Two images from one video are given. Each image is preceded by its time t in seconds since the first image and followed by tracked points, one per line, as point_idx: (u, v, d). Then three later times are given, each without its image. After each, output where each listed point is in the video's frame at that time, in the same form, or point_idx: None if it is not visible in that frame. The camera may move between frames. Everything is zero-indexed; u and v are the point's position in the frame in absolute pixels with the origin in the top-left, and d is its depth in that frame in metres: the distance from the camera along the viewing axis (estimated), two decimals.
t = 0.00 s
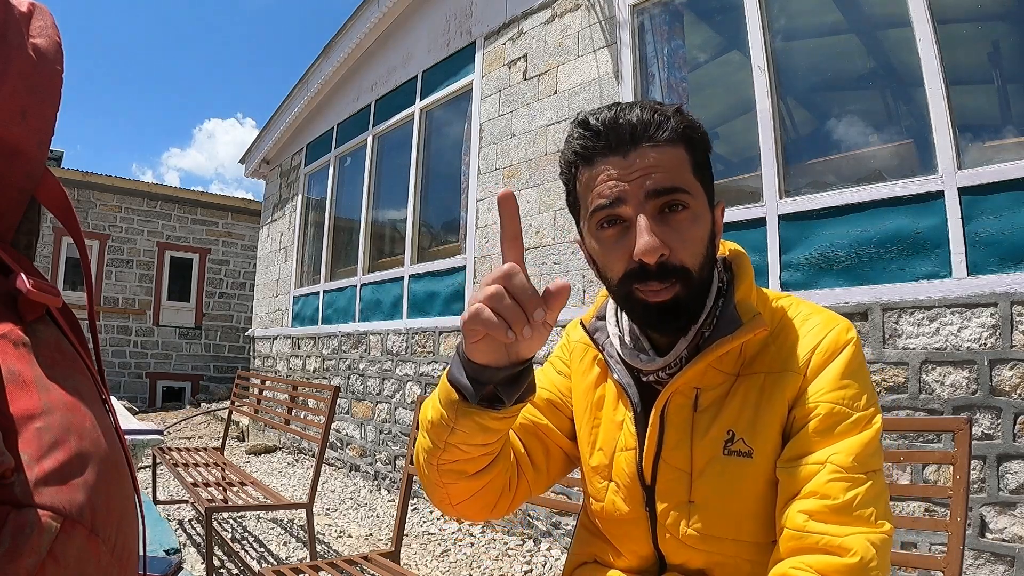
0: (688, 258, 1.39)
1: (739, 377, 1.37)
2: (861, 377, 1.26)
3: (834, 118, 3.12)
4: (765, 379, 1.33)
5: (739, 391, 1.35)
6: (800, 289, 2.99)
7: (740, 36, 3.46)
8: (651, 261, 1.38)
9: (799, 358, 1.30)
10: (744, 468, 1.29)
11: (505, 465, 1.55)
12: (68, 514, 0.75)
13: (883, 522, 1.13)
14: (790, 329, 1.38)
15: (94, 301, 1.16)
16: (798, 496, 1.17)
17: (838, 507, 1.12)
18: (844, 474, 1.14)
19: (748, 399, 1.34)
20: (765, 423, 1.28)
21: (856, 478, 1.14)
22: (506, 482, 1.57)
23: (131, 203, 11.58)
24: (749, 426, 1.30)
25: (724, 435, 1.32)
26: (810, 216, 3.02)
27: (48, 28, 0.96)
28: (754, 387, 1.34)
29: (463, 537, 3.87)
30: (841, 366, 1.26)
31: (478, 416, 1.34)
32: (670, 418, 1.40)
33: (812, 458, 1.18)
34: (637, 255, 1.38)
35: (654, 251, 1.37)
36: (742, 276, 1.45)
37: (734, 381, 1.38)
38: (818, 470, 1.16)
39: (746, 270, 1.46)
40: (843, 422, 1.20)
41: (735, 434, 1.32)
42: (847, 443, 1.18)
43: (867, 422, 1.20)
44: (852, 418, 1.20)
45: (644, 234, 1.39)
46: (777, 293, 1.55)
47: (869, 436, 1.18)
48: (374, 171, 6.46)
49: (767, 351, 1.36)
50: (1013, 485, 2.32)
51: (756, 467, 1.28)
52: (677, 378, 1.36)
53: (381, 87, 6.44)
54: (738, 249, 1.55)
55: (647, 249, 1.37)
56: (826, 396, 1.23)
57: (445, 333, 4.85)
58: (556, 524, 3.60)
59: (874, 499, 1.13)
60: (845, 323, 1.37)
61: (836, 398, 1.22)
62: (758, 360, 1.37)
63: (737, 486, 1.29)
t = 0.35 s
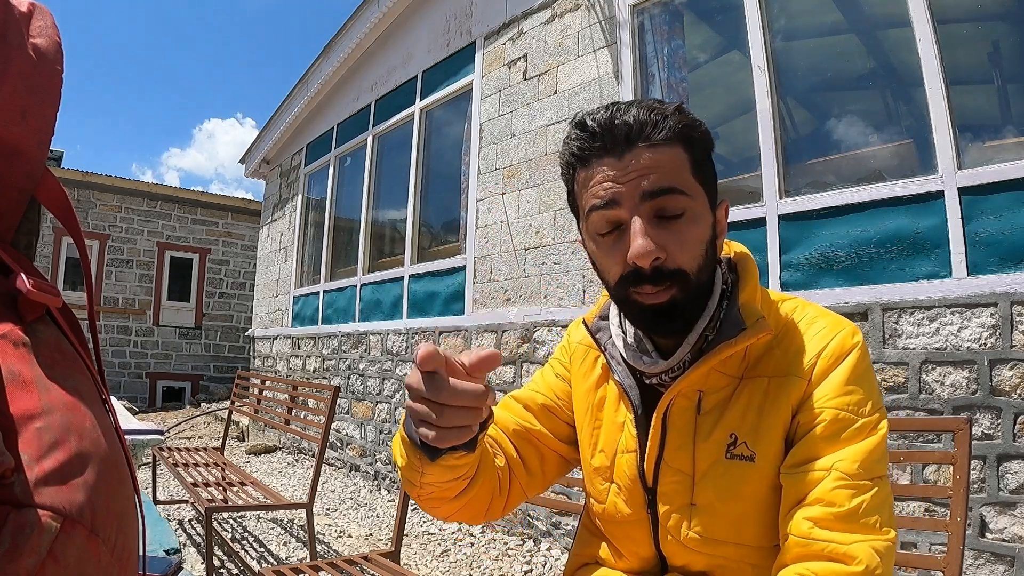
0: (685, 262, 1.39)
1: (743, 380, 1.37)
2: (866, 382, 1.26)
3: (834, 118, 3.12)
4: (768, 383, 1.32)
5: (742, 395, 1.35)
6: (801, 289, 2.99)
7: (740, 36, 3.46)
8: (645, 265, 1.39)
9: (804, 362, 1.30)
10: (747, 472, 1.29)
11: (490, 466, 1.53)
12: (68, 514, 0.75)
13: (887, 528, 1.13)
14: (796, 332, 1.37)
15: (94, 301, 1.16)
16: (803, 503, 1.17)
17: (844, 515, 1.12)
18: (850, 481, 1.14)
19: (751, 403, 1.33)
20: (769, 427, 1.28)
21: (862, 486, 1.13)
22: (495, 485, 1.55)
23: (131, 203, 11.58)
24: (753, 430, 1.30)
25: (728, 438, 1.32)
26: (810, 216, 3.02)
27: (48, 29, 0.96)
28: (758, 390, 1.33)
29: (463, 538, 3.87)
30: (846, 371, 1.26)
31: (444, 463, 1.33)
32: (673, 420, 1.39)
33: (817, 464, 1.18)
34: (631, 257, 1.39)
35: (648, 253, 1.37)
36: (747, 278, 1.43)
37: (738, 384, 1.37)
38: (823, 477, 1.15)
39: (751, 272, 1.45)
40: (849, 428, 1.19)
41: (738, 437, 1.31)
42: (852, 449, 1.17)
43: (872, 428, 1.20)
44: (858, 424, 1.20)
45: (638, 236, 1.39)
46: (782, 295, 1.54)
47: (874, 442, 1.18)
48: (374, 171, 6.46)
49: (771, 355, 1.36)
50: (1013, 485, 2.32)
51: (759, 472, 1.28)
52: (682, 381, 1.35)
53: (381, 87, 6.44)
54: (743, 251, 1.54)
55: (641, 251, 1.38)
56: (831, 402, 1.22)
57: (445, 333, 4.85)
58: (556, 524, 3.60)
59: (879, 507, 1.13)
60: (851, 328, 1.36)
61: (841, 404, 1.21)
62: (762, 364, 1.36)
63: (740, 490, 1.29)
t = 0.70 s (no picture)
0: (628, 306, 1.36)
1: (739, 382, 1.36)
2: (863, 383, 1.26)
3: (834, 118, 3.12)
4: (764, 385, 1.32)
5: (738, 396, 1.34)
6: (801, 289, 2.99)
7: (740, 36, 3.46)
8: (585, 313, 1.38)
9: (801, 364, 1.30)
10: (744, 474, 1.29)
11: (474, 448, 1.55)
12: (68, 514, 0.75)
13: (886, 531, 1.13)
14: (793, 333, 1.38)
15: (94, 301, 1.16)
16: (801, 506, 1.17)
17: (843, 518, 1.12)
18: (847, 484, 1.14)
19: (748, 405, 1.33)
20: (765, 429, 1.28)
21: (860, 489, 1.14)
22: (478, 467, 1.56)
23: (131, 203, 11.59)
24: (749, 432, 1.30)
25: (724, 440, 1.32)
26: (810, 216, 3.02)
27: (48, 28, 0.96)
28: (755, 392, 1.33)
29: (463, 538, 3.87)
30: (843, 373, 1.26)
31: (424, 407, 1.39)
32: (669, 422, 1.39)
33: (816, 467, 1.18)
34: (570, 310, 1.38)
35: (585, 307, 1.36)
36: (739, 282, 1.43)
37: (734, 385, 1.36)
38: (822, 480, 1.16)
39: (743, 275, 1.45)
40: (847, 430, 1.20)
41: (734, 439, 1.31)
42: (849, 451, 1.18)
43: (870, 429, 1.21)
44: (855, 426, 1.20)
45: (575, 290, 1.36)
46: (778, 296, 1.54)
47: (873, 444, 1.19)
48: (375, 171, 6.45)
49: (767, 357, 1.35)
50: (1013, 485, 2.32)
51: (755, 473, 1.28)
52: (676, 384, 1.34)
53: (381, 87, 6.44)
54: (740, 254, 1.53)
55: (578, 304, 1.36)
56: (828, 404, 1.23)
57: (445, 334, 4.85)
58: (556, 524, 3.59)
59: (877, 509, 1.13)
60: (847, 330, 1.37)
61: (838, 406, 1.22)
62: (758, 365, 1.35)
63: (736, 491, 1.29)
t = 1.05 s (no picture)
0: (610, 316, 1.36)
1: (726, 385, 1.35)
2: (853, 383, 1.24)
3: (833, 118, 3.12)
4: (750, 388, 1.31)
5: (725, 401, 1.34)
6: (801, 289, 2.99)
7: (740, 36, 3.46)
8: (567, 324, 1.38)
9: (787, 366, 1.27)
10: (733, 478, 1.29)
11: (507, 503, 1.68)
12: (68, 514, 0.75)
13: (882, 532, 1.12)
14: (779, 333, 1.35)
15: (94, 301, 1.16)
16: (795, 511, 1.17)
17: (838, 523, 1.11)
18: (841, 488, 1.12)
19: (735, 408, 1.32)
20: (753, 434, 1.27)
21: (854, 491, 1.12)
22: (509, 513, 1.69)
23: (131, 203, 11.59)
24: (737, 436, 1.30)
25: (712, 445, 1.32)
26: (810, 216, 3.02)
27: (48, 28, 0.97)
28: (741, 396, 1.31)
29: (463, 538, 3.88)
30: (831, 374, 1.23)
31: None
32: (657, 429, 1.39)
33: (807, 471, 1.16)
34: (553, 321, 1.39)
35: (566, 317, 1.37)
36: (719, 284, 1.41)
37: (722, 389, 1.35)
38: (814, 485, 1.14)
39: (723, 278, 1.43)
40: (837, 433, 1.18)
41: (723, 443, 1.31)
42: (841, 454, 1.16)
43: (861, 430, 1.18)
44: (845, 428, 1.18)
45: (557, 300, 1.37)
46: (762, 295, 1.52)
47: (865, 446, 1.16)
48: (375, 171, 6.46)
49: (753, 358, 1.33)
50: (1014, 485, 2.32)
51: (744, 478, 1.28)
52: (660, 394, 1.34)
53: (380, 87, 6.44)
54: (722, 256, 1.51)
55: (561, 314, 1.37)
56: (816, 407, 1.20)
57: (445, 333, 4.85)
58: (556, 524, 3.59)
59: (872, 511, 1.12)
60: (834, 326, 1.34)
61: (826, 409, 1.20)
62: (744, 368, 1.34)
63: (727, 496, 1.30)
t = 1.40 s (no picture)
0: (624, 301, 1.34)
1: (700, 391, 1.34)
2: (831, 382, 1.21)
3: (833, 118, 3.12)
4: (724, 393, 1.30)
5: (700, 407, 1.33)
6: (800, 289, 2.99)
7: (740, 36, 3.46)
8: (585, 314, 1.34)
9: (761, 369, 1.25)
10: (712, 486, 1.28)
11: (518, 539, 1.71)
12: (68, 514, 0.75)
13: (872, 534, 1.11)
14: (752, 333, 1.32)
15: (94, 301, 1.16)
16: (782, 519, 1.16)
17: (828, 531, 1.10)
18: (827, 494, 1.11)
19: (709, 414, 1.31)
20: (730, 440, 1.26)
21: (840, 497, 1.10)
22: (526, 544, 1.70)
23: (131, 203, 11.59)
24: (713, 442, 1.29)
25: (689, 452, 1.31)
26: (810, 216, 3.02)
27: (48, 28, 0.97)
28: (716, 400, 1.30)
29: (464, 538, 3.88)
30: (807, 375, 1.20)
31: None
32: (632, 438, 1.40)
33: (790, 479, 1.15)
34: (574, 314, 1.35)
35: (585, 306, 1.34)
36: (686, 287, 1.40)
37: (695, 395, 1.35)
38: (800, 494, 1.13)
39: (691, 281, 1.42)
40: (817, 437, 1.16)
41: (699, 451, 1.30)
42: (823, 459, 1.14)
43: (842, 432, 1.16)
44: (825, 431, 1.16)
45: (572, 291, 1.34)
46: (733, 294, 1.50)
47: (848, 448, 1.14)
48: (375, 171, 6.45)
49: (725, 362, 1.32)
50: (1014, 485, 2.32)
51: (722, 485, 1.28)
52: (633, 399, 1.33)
53: (381, 87, 6.44)
54: (692, 258, 1.50)
55: (578, 306, 1.34)
56: (794, 412, 1.18)
57: (445, 333, 4.85)
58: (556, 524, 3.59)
59: (860, 514, 1.11)
60: (808, 323, 1.31)
61: (805, 413, 1.17)
62: (718, 372, 1.33)
63: (708, 503, 1.29)
